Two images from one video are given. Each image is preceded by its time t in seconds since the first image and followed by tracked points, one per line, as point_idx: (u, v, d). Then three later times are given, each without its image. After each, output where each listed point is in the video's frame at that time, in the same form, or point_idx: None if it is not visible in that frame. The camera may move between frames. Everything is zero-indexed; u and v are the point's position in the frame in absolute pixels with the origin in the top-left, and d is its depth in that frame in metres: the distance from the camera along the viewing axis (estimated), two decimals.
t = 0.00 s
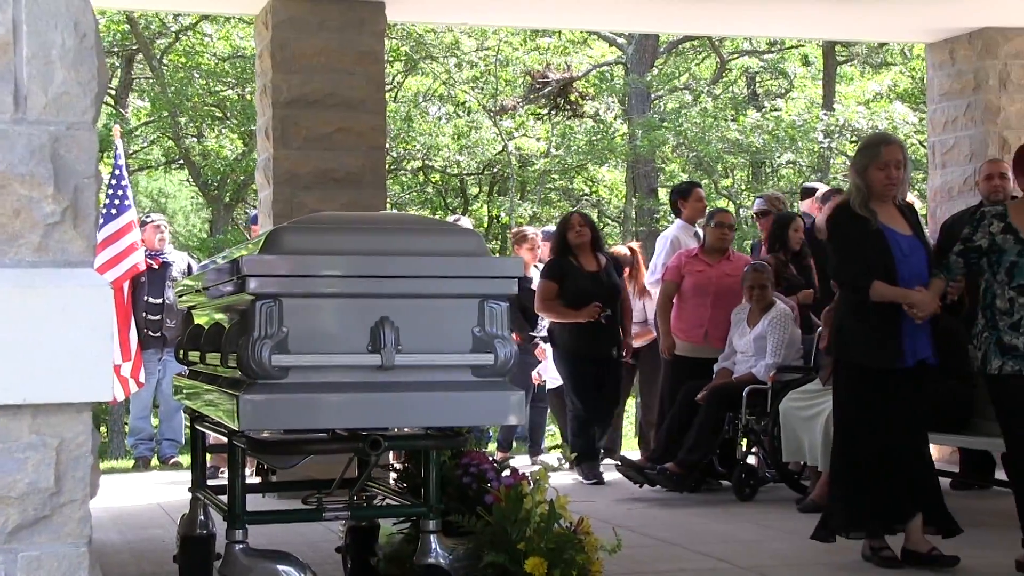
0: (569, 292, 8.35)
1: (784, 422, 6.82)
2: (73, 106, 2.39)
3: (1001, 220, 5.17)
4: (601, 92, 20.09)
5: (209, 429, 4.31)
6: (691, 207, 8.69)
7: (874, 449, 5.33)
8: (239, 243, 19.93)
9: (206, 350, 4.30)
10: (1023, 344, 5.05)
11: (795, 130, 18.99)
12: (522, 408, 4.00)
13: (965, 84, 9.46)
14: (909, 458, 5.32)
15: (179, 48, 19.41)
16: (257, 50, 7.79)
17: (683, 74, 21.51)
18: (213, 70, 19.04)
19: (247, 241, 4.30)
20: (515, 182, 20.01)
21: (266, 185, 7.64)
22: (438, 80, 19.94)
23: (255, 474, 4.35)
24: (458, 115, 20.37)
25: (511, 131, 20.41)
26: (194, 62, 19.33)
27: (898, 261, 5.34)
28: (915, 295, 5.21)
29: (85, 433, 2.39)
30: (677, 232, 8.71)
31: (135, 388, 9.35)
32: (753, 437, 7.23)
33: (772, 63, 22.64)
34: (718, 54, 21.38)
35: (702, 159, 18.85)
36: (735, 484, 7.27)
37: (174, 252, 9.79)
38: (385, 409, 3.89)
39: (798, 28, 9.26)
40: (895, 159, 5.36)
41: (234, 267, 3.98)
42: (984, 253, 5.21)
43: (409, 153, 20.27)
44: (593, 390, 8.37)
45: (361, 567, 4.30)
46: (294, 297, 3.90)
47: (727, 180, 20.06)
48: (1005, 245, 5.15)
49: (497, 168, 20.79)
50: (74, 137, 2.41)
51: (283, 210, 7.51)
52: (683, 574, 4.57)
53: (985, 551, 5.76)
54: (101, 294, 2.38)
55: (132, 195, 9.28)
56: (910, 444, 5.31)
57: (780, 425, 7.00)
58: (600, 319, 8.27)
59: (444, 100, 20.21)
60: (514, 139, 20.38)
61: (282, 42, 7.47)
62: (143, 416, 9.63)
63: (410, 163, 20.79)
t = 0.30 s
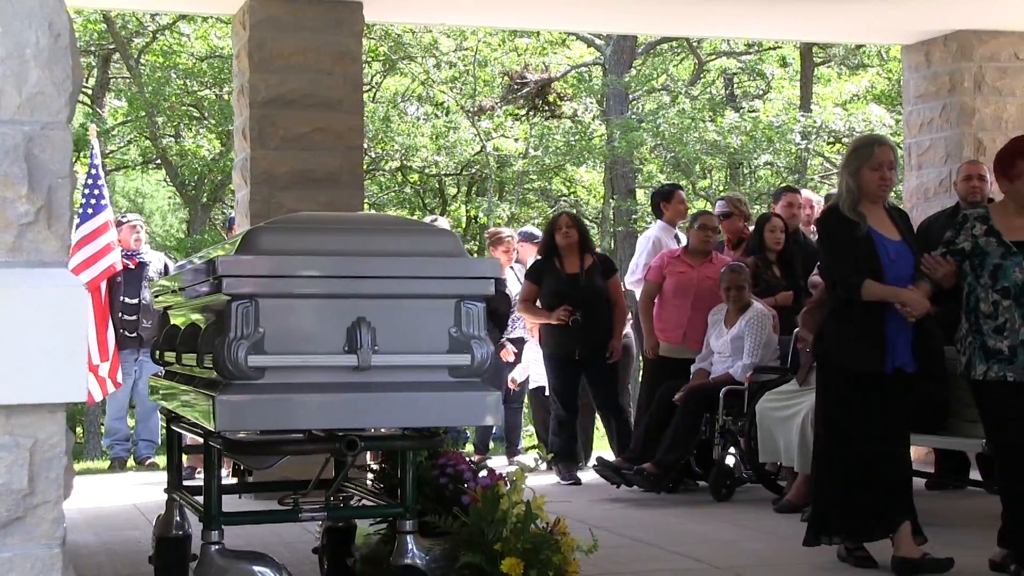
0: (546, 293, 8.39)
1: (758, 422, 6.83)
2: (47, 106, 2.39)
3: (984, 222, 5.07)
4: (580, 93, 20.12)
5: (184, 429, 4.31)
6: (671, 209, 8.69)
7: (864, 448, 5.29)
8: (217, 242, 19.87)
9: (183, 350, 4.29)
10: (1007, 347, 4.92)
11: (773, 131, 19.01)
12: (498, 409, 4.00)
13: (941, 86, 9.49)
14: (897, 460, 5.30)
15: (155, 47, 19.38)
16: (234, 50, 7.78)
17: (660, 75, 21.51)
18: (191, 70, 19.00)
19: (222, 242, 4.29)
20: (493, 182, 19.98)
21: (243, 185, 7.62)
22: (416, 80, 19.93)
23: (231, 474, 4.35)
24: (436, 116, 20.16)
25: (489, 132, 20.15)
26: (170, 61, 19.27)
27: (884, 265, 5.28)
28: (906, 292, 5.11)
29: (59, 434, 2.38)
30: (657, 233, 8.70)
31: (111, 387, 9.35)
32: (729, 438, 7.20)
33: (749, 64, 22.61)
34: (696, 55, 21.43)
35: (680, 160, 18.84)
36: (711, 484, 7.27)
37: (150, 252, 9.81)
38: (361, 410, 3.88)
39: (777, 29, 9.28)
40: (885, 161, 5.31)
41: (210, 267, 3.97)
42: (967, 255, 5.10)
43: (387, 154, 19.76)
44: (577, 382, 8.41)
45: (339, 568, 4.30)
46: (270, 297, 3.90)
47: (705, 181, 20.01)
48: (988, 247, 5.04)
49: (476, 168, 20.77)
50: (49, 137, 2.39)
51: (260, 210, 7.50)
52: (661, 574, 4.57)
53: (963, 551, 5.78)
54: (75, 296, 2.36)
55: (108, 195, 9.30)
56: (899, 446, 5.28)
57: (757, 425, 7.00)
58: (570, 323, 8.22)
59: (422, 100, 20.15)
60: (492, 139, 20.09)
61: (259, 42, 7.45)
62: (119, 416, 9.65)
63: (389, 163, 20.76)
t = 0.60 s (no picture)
0: (536, 288, 8.41)
1: (737, 420, 6.84)
2: (22, 102, 2.30)
3: (971, 222, 5.07)
4: (559, 91, 20.15)
5: (161, 426, 4.30)
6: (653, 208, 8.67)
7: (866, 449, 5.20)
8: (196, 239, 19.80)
9: (161, 348, 4.29)
10: (995, 349, 4.93)
11: (752, 130, 19.05)
12: (476, 407, 4.01)
13: (918, 86, 9.52)
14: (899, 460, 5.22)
15: (134, 44, 19.38)
16: (213, 47, 7.77)
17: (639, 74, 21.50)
18: (170, 67, 18.96)
19: (200, 240, 4.29)
20: (473, 180, 19.94)
21: (222, 182, 7.61)
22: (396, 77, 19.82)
23: (209, 471, 4.35)
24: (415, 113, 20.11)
25: (468, 131, 20.35)
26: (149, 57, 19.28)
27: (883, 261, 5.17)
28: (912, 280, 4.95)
29: (35, 431, 2.28)
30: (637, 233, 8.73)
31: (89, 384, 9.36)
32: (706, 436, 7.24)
33: (729, 63, 22.59)
34: (676, 54, 21.48)
35: (659, 158, 18.83)
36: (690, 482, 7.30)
37: (129, 248, 9.81)
38: (339, 407, 3.90)
39: (757, 29, 9.32)
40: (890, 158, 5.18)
41: (188, 264, 3.97)
42: (955, 255, 5.09)
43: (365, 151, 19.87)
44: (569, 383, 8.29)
45: (317, 566, 4.30)
46: (248, 294, 3.91)
47: (684, 180, 19.98)
48: (976, 247, 5.03)
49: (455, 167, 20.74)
50: (24, 133, 2.31)
51: (239, 207, 7.48)
52: (638, 572, 4.58)
53: (943, 549, 5.80)
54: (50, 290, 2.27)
55: (86, 192, 9.30)
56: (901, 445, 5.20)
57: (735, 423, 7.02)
58: (550, 317, 8.19)
59: (402, 97, 20.08)
60: (472, 137, 20.41)
61: (239, 39, 7.46)
62: (97, 413, 9.67)
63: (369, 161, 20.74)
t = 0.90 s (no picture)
0: (534, 283, 8.42)
1: (722, 417, 6.85)
2: (6, 98, 2.26)
3: (964, 217, 5.09)
4: (545, 88, 20.18)
5: (146, 423, 4.31)
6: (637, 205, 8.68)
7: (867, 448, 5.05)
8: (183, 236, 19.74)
9: (146, 345, 4.30)
10: (991, 346, 4.91)
11: (739, 127, 19.22)
12: (461, 404, 4.04)
13: (904, 84, 9.52)
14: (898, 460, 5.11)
15: (121, 41, 19.42)
16: (199, 43, 7.77)
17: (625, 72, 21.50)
18: (157, 64, 18.89)
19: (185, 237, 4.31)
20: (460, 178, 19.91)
21: (209, 178, 7.60)
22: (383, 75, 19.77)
23: (194, 468, 4.36)
24: (403, 111, 20.00)
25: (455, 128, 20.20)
26: (136, 54, 19.30)
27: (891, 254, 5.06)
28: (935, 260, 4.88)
29: (19, 428, 2.25)
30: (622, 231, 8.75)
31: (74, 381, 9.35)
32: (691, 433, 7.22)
33: (716, 61, 22.58)
34: (664, 52, 21.47)
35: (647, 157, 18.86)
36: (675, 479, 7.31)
37: (115, 245, 9.79)
38: (324, 404, 3.92)
39: (743, 27, 9.33)
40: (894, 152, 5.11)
41: (173, 262, 3.98)
42: (950, 252, 5.10)
43: (351, 149, 19.60)
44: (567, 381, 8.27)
45: (302, 563, 4.31)
46: (234, 291, 3.92)
47: (670, 178, 19.97)
48: (970, 243, 5.05)
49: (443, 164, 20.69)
50: (10, 130, 2.27)
51: (225, 203, 7.47)
52: (623, 569, 4.60)
53: (931, 546, 5.82)
54: (35, 287, 2.24)
55: (72, 188, 9.29)
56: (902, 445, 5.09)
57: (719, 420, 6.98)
58: (548, 310, 8.17)
59: (389, 94, 20.05)
60: (459, 134, 20.14)
61: (224, 36, 7.48)
62: (84, 410, 9.66)
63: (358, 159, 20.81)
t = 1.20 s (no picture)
0: (541, 281, 8.42)
1: (717, 415, 6.83)
2: None
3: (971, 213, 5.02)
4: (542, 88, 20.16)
5: (140, 421, 4.31)
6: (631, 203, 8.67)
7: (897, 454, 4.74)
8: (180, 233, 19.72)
9: (140, 343, 4.30)
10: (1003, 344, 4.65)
11: (735, 125, 19.19)
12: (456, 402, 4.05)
13: (899, 82, 9.52)
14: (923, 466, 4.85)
15: (116, 38, 19.46)
16: (194, 41, 7.77)
17: (621, 69, 21.46)
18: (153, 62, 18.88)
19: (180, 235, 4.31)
20: (455, 176, 19.91)
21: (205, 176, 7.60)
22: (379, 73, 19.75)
23: (189, 466, 4.36)
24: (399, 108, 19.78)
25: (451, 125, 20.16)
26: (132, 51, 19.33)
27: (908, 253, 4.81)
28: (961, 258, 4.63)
29: (12, 426, 2.23)
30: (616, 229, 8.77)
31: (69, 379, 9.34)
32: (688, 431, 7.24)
33: (712, 59, 22.56)
34: (660, 50, 21.44)
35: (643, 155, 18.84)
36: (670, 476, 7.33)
37: (110, 243, 9.79)
38: (319, 402, 3.92)
39: (737, 24, 9.32)
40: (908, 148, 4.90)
41: (168, 260, 3.98)
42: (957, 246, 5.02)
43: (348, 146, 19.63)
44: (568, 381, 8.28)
45: (298, 562, 4.32)
46: (229, 290, 3.92)
47: (667, 175, 19.93)
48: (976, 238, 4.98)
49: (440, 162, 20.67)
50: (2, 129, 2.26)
51: (221, 201, 7.47)
52: (617, 568, 4.59)
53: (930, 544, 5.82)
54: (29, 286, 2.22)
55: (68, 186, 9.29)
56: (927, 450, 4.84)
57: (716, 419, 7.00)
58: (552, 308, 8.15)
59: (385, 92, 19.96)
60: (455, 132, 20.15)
61: (220, 34, 7.48)
62: (80, 408, 9.67)
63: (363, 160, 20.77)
